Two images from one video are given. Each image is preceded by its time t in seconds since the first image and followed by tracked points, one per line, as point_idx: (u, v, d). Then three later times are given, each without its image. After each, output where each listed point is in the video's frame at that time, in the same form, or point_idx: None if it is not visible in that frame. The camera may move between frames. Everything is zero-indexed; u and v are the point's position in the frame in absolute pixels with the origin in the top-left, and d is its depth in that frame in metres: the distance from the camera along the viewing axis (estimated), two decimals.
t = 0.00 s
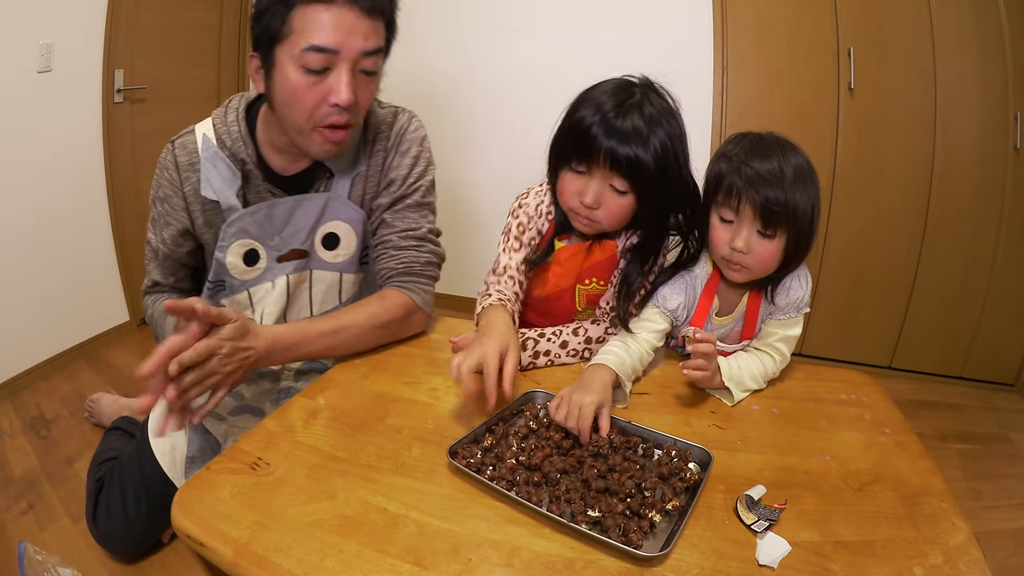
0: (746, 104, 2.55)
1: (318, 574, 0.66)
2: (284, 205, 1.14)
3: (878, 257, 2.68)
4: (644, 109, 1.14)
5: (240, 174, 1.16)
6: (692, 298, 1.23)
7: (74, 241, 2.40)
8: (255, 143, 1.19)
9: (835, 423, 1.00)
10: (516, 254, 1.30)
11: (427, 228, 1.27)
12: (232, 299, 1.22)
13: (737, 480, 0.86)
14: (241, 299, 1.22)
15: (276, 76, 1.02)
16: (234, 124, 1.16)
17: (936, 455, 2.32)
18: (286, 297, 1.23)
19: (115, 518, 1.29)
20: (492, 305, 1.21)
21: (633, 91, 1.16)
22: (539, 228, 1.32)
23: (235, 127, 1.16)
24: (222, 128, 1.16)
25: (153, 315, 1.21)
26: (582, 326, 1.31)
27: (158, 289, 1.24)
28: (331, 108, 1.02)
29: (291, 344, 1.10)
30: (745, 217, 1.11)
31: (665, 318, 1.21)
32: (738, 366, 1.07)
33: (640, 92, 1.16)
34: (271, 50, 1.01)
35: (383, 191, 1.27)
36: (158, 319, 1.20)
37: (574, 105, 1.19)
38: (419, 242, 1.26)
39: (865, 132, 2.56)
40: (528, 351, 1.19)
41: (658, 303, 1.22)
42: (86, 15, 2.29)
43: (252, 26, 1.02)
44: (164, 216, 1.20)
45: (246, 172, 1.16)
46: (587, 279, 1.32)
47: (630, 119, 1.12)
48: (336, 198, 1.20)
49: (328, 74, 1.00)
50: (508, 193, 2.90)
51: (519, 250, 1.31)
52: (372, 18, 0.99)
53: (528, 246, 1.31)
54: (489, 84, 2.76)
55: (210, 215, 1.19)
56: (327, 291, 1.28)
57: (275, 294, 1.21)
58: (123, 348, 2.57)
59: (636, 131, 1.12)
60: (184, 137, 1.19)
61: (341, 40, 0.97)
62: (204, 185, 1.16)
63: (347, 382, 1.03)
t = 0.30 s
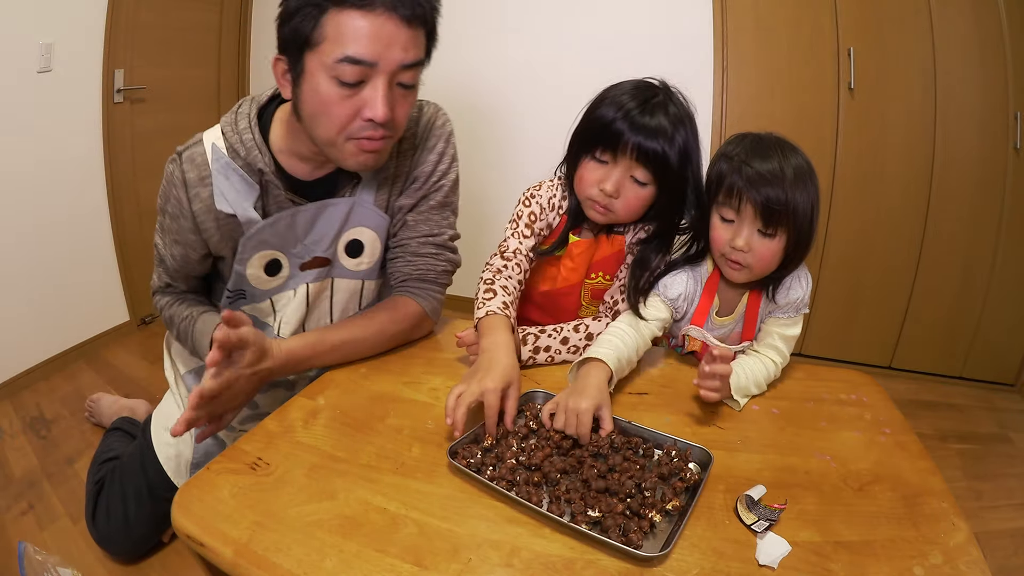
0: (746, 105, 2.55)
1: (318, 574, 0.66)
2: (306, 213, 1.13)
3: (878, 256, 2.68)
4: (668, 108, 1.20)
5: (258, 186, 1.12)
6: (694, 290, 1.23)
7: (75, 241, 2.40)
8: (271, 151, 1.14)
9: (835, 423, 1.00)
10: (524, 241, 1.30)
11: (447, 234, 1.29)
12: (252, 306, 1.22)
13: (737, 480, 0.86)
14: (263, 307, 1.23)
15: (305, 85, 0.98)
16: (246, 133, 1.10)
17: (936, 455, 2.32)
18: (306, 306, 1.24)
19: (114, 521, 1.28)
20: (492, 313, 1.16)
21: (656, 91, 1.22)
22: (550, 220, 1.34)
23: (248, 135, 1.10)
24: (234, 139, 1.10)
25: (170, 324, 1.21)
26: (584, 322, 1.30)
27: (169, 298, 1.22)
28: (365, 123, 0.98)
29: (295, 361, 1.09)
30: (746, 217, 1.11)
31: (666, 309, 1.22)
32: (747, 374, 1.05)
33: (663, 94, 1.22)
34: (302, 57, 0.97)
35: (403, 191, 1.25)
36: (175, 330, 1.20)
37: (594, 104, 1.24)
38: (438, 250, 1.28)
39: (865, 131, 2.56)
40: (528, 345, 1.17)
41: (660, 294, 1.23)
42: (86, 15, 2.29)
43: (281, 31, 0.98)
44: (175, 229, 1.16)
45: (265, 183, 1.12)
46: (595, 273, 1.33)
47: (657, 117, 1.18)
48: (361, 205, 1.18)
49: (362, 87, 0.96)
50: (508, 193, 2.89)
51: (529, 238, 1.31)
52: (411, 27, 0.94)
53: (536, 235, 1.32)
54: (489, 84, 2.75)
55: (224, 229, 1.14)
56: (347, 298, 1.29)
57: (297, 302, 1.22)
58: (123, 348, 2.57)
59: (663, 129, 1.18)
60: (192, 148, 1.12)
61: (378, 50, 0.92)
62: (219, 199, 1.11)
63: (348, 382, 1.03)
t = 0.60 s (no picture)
0: (746, 104, 2.55)
1: (318, 574, 0.66)
2: (317, 221, 1.13)
3: (880, 257, 2.68)
4: (681, 115, 1.20)
5: (266, 197, 1.11)
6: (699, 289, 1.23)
7: (74, 241, 2.40)
8: (279, 160, 1.13)
9: (835, 423, 1.00)
10: (525, 243, 1.28)
11: (456, 241, 1.30)
12: (263, 315, 1.23)
13: (737, 480, 0.86)
14: (273, 315, 1.24)
15: (319, 94, 0.98)
16: (251, 143, 1.09)
17: (936, 455, 2.32)
18: (314, 311, 1.24)
19: (114, 520, 1.28)
20: (486, 317, 1.15)
21: (668, 98, 1.22)
22: (553, 223, 1.33)
23: (254, 145, 1.09)
24: (239, 149, 1.09)
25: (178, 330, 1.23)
26: (585, 322, 1.30)
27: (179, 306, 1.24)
28: (380, 134, 0.98)
29: (302, 364, 1.09)
30: (756, 214, 1.11)
31: (670, 304, 1.22)
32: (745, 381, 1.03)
33: (675, 100, 1.23)
34: (315, 64, 0.97)
35: (414, 193, 1.26)
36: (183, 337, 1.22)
37: (604, 107, 1.24)
38: (447, 256, 1.29)
39: (865, 132, 2.56)
40: (528, 346, 1.19)
41: (665, 286, 1.23)
42: (86, 15, 2.29)
43: (293, 34, 0.98)
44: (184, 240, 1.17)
45: (274, 193, 1.11)
46: (601, 275, 1.34)
47: (671, 124, 1.18)
48: (372, 210, 1.19)
49: (377, 97, 0.95)
50: (508, 192, 2.89)
51: (529, 241, 1.29)
52: (430, 38, 0.94)
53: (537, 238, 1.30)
54: (489, 83, 2.75)
55: (232, 242, 1.14)
56: (355, 302, 1.29)
57: (305, 309, 1.23)
58: (123, 349, 2.57)
59: (676, 135, 1.19)
60: (197, 160, 1.12)
61: (395, 60, 0.92)
62: (226, 213, 1.10)
63: (348, 381, 1.03)
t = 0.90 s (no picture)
0: (746, 104, 2.55)
1: (318, 574, 0.66)
2: (312, 221, 1.12)
3: (880, 257, 2.68)
4: (687, 117, 1.18)
5: (262, 196, 1.11)
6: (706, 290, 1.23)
7: (74, 242, 2.40)
8: (274, 159, 1.14)
9: (835, 423, 1.00)
10: (523, 240, 1.27)
11: (453, 241, 1.30)
12: (259, 316, 1.23)
13: (737, 480, 0.86)
14: (269, 316, 1.24)
15: (316, 93, 0.97)
16: (247, 142, 1.10)
17: (936, 455, 2.32)
18: (310, 312, 1.24)
19: (114, 519, 1.27)
20: (484, 317, 1.15)
21: (674, 98, 1.19)
22: (553, 218, 1.31)
23: (251, 144, 1.10)
24: (235, 148, 1.09)
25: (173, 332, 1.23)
26: (586, 325, 1.26)
27: (173, 306, 1.24)
28: (378, 134, 0.98)
29: (307, 364, 1.09)
30: (759, 218, 1.11)
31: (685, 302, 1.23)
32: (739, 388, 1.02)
33: (681, 101, 1.20)
34: (312, 64, 0.96)
35: (412, 193, 1.26)
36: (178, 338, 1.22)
37: (609, 106, 1.20)
38: (445, 257, 1.29)
39: (865, 132, 2.56)
40: (529, 349, 1.18)
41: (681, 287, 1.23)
42: (86, 15, 2.29)
43: (291, 33, 0.98)
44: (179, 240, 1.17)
45: (269, 192, 1.11)
46: (607, 276, 1.33)
47: (679, 125, 1.16)
48: (368, 210, 1.18)
49: (376, 97, 0.95)
50: (508, 192, 2.88)
51: (528, 237, 1.27)
52: (430, 38, 0.94)
53: (536, 234, 1.28)
54: (489, 83, 2.75)
55: (227, 241, 1.14)
56: (352, 303, 1.29)
57: (301, 310, 1.23)
58: (123, 349, 2.57)
59: (684, 135, 1.16)
60: (192, 159, 1.12)
61: (394, 60, 0.92)
62: (221, 213, 1.11)
63: (348, 381, 1.03)
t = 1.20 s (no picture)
0: (746, 104, 2.55)
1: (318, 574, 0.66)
2: (313, 220, 1.13)
3: (881, 257, 2.67)
4: (698, 121, 1.09)
5: (262, 192, 1.11)
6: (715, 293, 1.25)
7: (74, 242, 2.40)
8: (275, 155, 1.13)
9: (835, 423, 1.00)
10: (519, 240, 1.25)
11: (453, 242, 1.30)
12: (258, 316, 1.23)
13: (737, 480, 0.86)
14: (268, 315, 1.24)
15: (320, 91, 0.97)
16: (248, 138, 1.10)
17: (936, 455, 2.32)
18: (310, 312, 1.24)
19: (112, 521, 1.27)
20: (480, 318, 1.14)
21: (686, 100, 1.10)
22: (556, 218, 1.27)
23: (252, 140, 1.10)
24: (236, 144, 1.10)
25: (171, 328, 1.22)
26: (588, 328, 1.25)
27: (172, 303, 1.23)
28: (382, 132, 0.98)
29: (308, 364, 1.09)
30: (770, 222, 1.13)
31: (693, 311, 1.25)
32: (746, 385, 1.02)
33: (693, 103, 1.11)
34: (316, 61, 0.96)
35: (414, 193, 1.26)
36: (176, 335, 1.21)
37: (616, 113, 1.12)
38: (445, 257, 1.29)
39: (864, 132, 2.56)
40: (530, 353, 1.15)
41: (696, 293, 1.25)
42: (86, 15, 2.29)
43: (295, 30, 0.98)
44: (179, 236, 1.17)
45: (270, 189, 1.11)
46: (609, 285, 1.29)
47: (689, 133, 1.07)
48: (369, 209, 1.18)
49: (380, 95, 0.96)
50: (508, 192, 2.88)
51: (525, 238, 1.25)
52: (435, 36, 0.95)
53: (536, 234, 1.26)
54: (489, 83, 2.74)
55: (227, 238, 1.14)
56: (352, 303, 1.29)
57: (300, 310, 1.23)
58: (123, 349, 2.57)
59: (694, 144, 1.07)
60: (193, 154, 1.12)
61: (399, 58, 0.92)
62: (221, 210, 1.11)
63: (348, 382, 1.03)
